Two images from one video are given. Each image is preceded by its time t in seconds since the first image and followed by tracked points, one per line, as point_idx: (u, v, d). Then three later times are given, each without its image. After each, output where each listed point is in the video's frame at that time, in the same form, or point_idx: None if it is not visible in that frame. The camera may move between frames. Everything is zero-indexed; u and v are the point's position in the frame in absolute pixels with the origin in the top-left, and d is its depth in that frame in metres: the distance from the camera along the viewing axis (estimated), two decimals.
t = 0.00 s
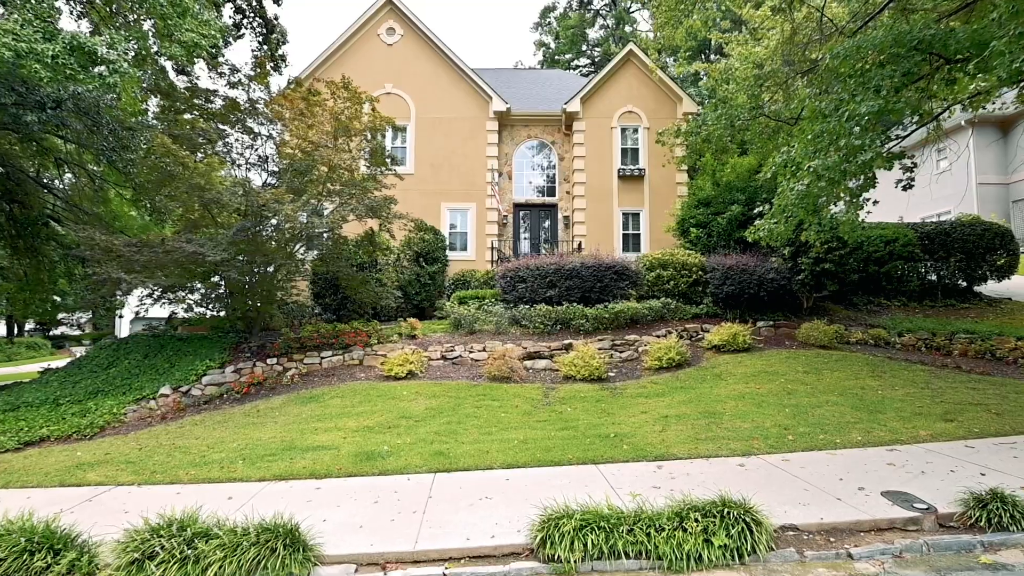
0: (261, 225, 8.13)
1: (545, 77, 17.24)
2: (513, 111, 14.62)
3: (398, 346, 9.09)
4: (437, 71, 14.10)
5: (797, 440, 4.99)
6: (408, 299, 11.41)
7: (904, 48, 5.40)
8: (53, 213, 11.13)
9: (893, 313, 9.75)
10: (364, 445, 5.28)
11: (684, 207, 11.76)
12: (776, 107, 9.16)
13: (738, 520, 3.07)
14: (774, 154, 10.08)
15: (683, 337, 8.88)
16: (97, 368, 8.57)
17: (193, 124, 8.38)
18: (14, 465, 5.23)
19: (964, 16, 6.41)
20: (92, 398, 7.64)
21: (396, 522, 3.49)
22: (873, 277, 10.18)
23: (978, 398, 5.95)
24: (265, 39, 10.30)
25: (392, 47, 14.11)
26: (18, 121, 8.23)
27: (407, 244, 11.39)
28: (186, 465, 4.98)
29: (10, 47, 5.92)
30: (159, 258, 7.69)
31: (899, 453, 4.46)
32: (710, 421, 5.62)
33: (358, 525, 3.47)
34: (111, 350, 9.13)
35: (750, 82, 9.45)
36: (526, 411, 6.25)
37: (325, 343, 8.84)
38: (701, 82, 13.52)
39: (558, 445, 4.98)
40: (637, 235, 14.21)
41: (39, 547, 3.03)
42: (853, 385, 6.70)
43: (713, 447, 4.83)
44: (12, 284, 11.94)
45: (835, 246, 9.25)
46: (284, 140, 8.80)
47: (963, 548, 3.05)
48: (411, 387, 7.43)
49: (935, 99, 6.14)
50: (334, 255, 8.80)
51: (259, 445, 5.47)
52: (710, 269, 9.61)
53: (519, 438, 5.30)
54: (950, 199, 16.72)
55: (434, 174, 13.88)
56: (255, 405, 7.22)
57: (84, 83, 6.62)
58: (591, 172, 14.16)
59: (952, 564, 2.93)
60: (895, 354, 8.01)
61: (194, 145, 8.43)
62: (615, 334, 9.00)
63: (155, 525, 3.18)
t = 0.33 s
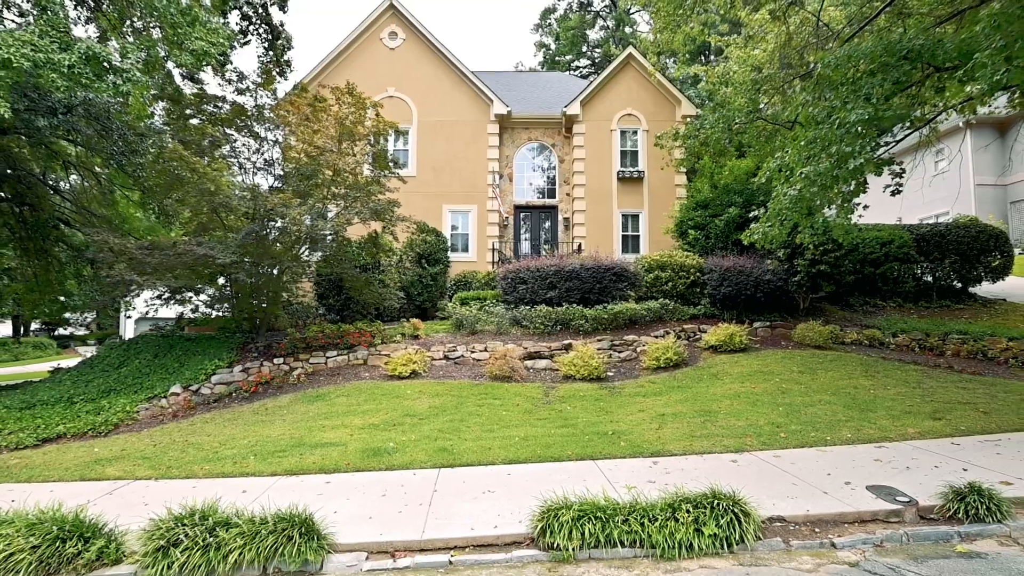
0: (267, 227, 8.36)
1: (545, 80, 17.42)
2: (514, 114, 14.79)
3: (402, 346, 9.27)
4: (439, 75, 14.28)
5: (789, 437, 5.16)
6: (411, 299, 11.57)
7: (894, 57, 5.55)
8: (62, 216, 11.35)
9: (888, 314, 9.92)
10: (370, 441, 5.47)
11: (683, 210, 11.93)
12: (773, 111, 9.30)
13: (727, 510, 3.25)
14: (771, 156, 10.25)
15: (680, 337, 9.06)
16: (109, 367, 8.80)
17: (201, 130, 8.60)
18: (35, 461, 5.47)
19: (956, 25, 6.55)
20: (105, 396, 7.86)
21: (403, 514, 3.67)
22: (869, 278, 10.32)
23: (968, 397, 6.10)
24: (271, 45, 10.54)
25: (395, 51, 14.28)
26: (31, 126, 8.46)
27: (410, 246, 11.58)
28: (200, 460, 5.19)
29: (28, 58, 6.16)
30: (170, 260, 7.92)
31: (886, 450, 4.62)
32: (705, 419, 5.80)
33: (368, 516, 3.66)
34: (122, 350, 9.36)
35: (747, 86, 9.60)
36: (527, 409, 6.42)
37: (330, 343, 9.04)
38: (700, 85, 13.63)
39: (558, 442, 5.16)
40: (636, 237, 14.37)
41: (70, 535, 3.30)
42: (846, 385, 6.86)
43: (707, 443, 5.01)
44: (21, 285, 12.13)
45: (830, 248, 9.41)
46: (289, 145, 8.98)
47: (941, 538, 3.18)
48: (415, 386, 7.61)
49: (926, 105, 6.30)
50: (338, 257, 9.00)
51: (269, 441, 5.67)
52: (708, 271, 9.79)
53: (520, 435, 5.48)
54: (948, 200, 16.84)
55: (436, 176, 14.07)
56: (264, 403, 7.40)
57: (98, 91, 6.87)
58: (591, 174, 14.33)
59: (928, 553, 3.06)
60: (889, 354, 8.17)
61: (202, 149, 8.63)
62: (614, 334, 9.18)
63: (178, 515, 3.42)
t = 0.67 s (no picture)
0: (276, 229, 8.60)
1: (545, 82, 17.60)
2: (514, 117, 14.98)
3: (404, 345, 9.46)
4: (440, 77, 14.47)
5: (779, 433, 5.36)
6: (413, 299, 11.74)
7: (883, 66, 5.72)
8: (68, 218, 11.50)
9: (882, 314, 10.11)
10: (375, 437, 5.66)
11: (680, 212, 12.12)
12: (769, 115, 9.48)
13: (716, 500, 3.44)
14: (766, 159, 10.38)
15: (677, 337, 9.25)
16: (118, 366, 9.02)
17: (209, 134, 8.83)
18: (51, 456, 5.67)
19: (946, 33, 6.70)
20: (115, 394, 8.07)
21: (408, 505, 3.87)
22: (862, 279, 10.50)
23: (954, 395, 6.29)
24: (275, 50, 10.70)
25: (397, 54, 14.48)
26: (41, 129, 8.66)
27: (411, 247, 11.76)
28: (211, 455, 5.39)
29: (44, 66, 6.36)
30: (179, 262, 8.14)
31: (871, 445, 4.81)
32: (699, 416, 5.99)
33: (375, 507, 3.86)
34: (130, 349, 9.56)
35: (744, 91, 9.78)
36: (527, 407, 6.62)
37: (334, 343, 9.23)
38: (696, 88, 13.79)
39: (556, 438, 5.37)
40: (635, 238, 14.57)
41: (96, 523, 3.51)
42: (837, 383, 7.06)
43: (700, 439, 5.21)
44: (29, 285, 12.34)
45: (824, 249, 9.45)
46: (294, 148, 9.22)
47: (917, 527, 3.36)
48: (417, 384, 7.81)
49: (915, 112, 6.48)
50: (342, 259, 9.18)
51: (277, 437, 5.87)
52: (704, 272, 10.01)
53: (520, 431, 5.68)
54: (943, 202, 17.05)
55: (437, 178, 14.26)
56: (270, 401, 7.61)
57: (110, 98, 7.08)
58: (590, 176, 14.52)
59: (904, 540, 3.25)
60: (881, 354, 8.36)
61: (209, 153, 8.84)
62: (612, 334, 9.39)
63: (197, 505, 3.62)
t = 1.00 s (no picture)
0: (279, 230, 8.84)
1: (544, 85, 17.84)
2: (514, 120, 15.20)
3: (406, 345, 9.67)
4: (440, 80, 14.67)
5: (768, 429, 5.57)
6: (414, 300, 11.94)
7: (868, 76, 5.95)
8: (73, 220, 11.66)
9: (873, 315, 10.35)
10: (379, 434, 5.87)
11: (676, 214, 12.31)
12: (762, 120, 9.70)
13: (703, 490, 3.65)
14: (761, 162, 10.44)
15: (673, 337, 9.46)
16: (125, 365, 9.22)
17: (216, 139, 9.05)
18: (65, 452, 5.87)
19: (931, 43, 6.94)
20: (124, 393, 8.27)
21: (413, 496, 4.07)
22: (855, 280, 10.72)
23: (938, 392, 6.52)
24: (279, 55, 10.88)
25: (397, 57, 14.68)
26: (49, 133, 8.83)
27: (412, 248, 11.94)
28: (222, 451, 5.59)
29: (57, 73, 6.51)
30: (187, 264, 8.35)
31: (855, 440, 5.03)
32: (692, 413, 6.21)
33: (382, 498, 4.06)
34: (136, 349, 9.76)
35: (738, 96, 10.00)
36: (526, 404, 6.84)
37: (337, 343, 9.46)
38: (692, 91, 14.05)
39: (554, 434, 5.59)
40: (632, 239, 14.78)
41: (118, 513, 3.70)
42: (827, 381, 7.28)
43: (692, 435, 5.43)
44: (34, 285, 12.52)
45: (815, 252, 9.63)
46: (297, 151, 9.38)
47: (892, 515, 3.58)
48: (419, 383, 8.03)
49: (902, 119, 6.70)
50: (345, 260, 9.38)
51: (284, 434, 6.08)
52: (700, 273, 10.21)
53: (519, 428, 5.89)
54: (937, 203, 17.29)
55: (438, 180, 14.47)
56: (276, 399, 7.82)
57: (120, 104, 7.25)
58: (588, 179, 14.72)
59: (879, 527, 3.47)
60: (871, 353, 8.59)
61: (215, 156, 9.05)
62: (609, 334, 9.61)
63: (214, 496, 3.82)
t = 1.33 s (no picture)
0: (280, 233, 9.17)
1: (543, 87, 18.06)
2: (513, 122, 15.39)
3: (408, 344, 9.87)
4: (440, 83, 14.87)
5: (757, 425, 5.79)
6: (414, 299, 12.12)
7: (854, 84, 6.17)
8: (79, 221, 11.84)
9: (865, 314, 10.55)
10: (383, 430, 6.08)
11: (673, 215, 12.47)
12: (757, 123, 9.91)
13: (690, 480, 3.86)
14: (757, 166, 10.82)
15: (668, 336, 9.66)
16: (133, 364, 9.44)
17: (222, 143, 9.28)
18: (78, 448, 6.07)
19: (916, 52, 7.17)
20: (132, 390, 8.49)
21: (416, 488, 4.28)
22: (847, 280, 10.92)
23: (924, 389, 6.74)
24: (282, 59, 11.07)
25: (398, 60, 14.87)
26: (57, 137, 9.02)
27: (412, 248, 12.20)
28: (230, 446, 5.80)
29: (68, 80, 6.68)
30: (193, 264, 8.55)
31: (839, 435, 5.23)
32: (684, 409, 6.42)
33: (386, 490, 4.27)
34: (143, 349, 9.97)
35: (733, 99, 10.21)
36: (524, 401, 7.05)
37: (340, 342, 9.69)
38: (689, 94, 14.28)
39: (551, 429, 5.80)
40: (630, 240, 14.99)
41: (136, 502, 3.89)
42: (817, 379, 7.50)
43: (684, 430, 5.65)
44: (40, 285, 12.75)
45: (807, 252, 9.99)
46: (300, 154, 9.59)
47: (869, 504, 3.79)
48: (420, 381, 8.25)
49: (889, 125, 6.90)
50: (347, 261, 9.58)
51: (289, 430, 6.27)
52: (695, 274, 10.41)
53: (518, 424, 6.10)
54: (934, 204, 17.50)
55: (438, 182, 14.68)
56: (281, 397, 8.03)
57: (129, 110, 7.45)
58: (587, 180, 14.92)
59: (856, 515, 3.68)
60: (861, 352, 8.81)
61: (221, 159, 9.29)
62: (606, 333, 9.79)
63: (227, 487, 4.02)
